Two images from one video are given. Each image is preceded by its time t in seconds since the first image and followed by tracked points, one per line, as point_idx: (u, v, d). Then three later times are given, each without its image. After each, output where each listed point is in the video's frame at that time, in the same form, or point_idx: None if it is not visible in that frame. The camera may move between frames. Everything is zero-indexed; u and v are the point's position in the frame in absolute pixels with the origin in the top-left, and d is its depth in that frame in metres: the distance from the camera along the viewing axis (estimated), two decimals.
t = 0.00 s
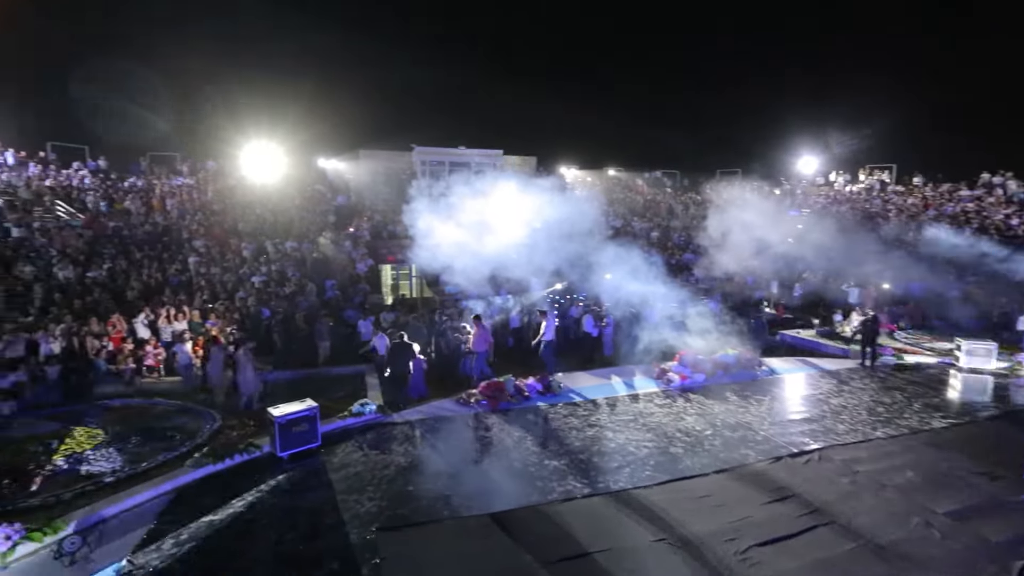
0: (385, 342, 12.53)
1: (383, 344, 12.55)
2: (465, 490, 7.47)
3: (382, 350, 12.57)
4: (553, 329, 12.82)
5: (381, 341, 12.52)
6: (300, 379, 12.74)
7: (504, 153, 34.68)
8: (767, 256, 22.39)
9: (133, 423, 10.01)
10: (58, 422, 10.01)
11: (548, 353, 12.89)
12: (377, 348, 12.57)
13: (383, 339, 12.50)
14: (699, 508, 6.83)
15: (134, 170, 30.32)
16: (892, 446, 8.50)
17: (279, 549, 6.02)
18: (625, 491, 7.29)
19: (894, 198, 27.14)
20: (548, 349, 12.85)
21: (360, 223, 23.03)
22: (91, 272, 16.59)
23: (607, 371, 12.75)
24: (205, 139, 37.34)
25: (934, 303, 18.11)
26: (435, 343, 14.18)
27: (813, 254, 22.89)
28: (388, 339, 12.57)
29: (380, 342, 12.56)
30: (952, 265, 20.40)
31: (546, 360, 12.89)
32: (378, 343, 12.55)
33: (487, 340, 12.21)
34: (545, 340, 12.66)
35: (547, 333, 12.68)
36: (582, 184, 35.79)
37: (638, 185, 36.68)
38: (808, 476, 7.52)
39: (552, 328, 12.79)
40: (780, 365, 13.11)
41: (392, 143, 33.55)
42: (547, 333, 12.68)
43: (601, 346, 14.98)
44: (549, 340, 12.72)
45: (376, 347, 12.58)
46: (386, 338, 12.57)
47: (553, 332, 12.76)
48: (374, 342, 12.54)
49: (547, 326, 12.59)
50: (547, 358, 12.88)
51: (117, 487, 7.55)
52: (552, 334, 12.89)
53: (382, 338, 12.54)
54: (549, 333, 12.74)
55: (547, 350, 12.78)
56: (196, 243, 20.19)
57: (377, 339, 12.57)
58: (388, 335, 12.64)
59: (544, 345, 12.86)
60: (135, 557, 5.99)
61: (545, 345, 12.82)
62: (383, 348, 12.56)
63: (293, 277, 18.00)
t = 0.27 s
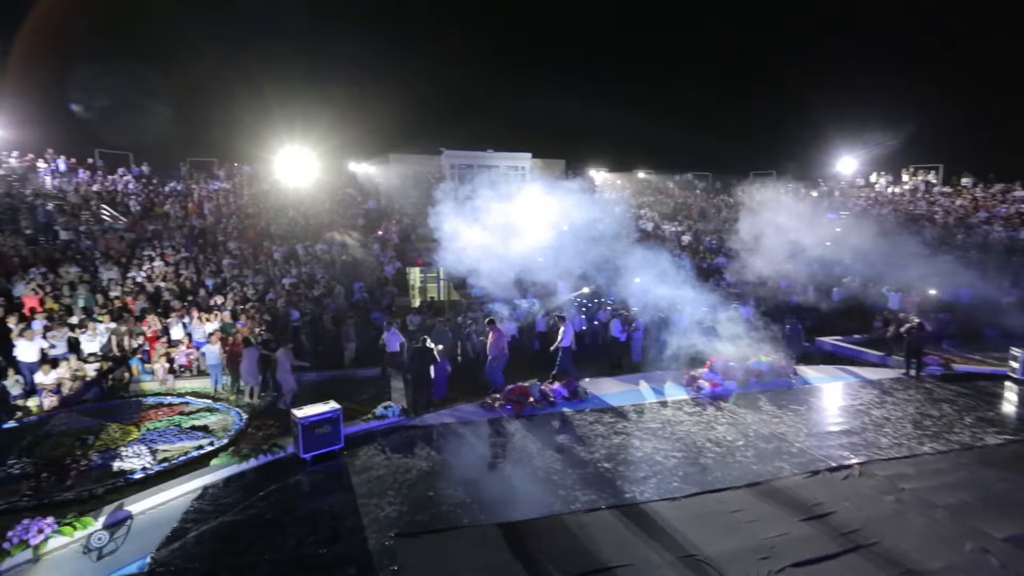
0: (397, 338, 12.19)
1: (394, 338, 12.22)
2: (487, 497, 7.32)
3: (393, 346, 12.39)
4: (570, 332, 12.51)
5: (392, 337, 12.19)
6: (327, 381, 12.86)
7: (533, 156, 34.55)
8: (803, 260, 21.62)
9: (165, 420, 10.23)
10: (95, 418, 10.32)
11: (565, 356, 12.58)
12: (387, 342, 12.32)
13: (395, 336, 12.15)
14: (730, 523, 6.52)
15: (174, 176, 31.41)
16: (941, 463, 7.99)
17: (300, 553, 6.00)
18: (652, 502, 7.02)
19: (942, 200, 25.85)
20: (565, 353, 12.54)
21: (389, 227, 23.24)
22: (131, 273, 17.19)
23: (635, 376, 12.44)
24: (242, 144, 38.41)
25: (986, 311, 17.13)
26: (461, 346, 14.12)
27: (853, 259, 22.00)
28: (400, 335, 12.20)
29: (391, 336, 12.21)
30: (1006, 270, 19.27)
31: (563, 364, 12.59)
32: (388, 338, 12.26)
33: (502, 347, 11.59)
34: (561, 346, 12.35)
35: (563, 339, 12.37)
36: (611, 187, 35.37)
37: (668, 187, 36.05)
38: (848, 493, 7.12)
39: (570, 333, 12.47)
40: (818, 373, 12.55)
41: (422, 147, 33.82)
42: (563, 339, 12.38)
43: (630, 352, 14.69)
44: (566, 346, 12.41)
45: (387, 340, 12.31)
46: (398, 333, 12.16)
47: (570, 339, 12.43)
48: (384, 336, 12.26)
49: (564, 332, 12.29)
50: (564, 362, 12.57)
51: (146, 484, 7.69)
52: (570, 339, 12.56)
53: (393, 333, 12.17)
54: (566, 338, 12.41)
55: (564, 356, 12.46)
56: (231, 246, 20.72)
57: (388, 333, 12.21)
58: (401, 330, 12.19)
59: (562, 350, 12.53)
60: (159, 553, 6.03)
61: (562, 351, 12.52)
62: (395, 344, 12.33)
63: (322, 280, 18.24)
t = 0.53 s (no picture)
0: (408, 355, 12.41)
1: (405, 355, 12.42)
2: (512, 507, 7.12)
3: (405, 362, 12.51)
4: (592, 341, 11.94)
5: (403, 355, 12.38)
6: (357, 385, 12.95)
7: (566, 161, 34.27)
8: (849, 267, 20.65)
9: (199, 421, 10.45)
10: (133, 417, 10.63)
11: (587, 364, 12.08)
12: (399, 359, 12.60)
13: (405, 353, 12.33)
14: (770, 546, 6.13)
15: (219, 183, 32.55)
16: (1007, 488, 7.35)
17: (321, 559, 5.94)
18: (684, 521, 6.68)
19: (1003, 203, 24.25)
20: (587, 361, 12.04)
21: (421, 232, 23.40)
22: (174, 277, 17.82)
23: (670, 386, 12.01)
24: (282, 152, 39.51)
25: None
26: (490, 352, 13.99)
27: (905, 265, 20.88)
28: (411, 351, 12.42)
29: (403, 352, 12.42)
30: None
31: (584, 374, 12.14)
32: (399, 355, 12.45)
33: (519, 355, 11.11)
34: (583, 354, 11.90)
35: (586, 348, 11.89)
36: (646, 192, 34.76)
37: (705, 192, 35.17)
38: (901, 518, 6.62)
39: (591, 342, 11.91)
40: (867, 387, 11.84)
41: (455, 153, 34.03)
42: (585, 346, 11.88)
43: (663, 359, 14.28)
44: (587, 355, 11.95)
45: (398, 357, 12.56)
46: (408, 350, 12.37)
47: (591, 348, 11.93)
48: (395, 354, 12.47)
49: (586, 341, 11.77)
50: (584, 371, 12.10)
51: (177, 483, 7.82)
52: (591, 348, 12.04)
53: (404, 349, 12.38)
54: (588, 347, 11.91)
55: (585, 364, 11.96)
56: (269, 251, 21.24)
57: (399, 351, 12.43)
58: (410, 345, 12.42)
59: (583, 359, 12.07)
60: (184, 553, 6.02)
61: (584, 360, 12.05)
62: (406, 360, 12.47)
63: (354, 284, 18.45)
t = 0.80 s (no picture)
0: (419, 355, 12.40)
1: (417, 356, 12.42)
2: (534, 516, 6.92)
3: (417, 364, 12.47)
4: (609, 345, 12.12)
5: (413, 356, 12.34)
6: (383, 388, 12.98)
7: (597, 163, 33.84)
8: (893, 272, 19.63)
9: (228, 420, 10.62)
10: (166, 415, 10.88)
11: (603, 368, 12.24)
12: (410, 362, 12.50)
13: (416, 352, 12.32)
14: (808, 568, 5.76)
15: (256, 188, 33.46)
16: None
17: (339, 564, 5.89)
18: (716, 537, 6.34)
19: None
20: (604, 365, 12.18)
21: (450, 235, 23.46)
22: (210, 278, 18.31)
23: (702, 394, 11.61)
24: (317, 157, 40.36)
25: None
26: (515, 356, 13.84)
27: (954, 270, 19.71)
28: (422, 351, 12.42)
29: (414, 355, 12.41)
30: None
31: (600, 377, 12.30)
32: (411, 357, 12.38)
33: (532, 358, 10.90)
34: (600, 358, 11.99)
35: (603, 351, 12.00)
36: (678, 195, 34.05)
37: (741, 195, 34.23)
38: (952, 543, 6.14)
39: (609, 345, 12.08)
40: (915, 399, 11.16)
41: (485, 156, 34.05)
42: (603, 349, 11.96)
43: (695, 366, 13.83)
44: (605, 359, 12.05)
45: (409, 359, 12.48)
46: (419, 351, 12.36)
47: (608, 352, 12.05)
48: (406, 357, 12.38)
49: (603, 344, 11.88)
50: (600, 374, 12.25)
51: (203, 482, 7.93)
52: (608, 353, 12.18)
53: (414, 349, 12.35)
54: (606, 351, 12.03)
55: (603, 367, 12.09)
56: (301, 254, 21.65)
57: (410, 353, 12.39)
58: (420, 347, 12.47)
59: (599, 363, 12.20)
60: (205, 553, 6.04)
61: (600, 364, 12.15)
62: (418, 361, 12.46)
63: (383, 287, 18.57)
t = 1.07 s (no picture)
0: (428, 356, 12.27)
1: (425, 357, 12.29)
2: (552, 523, 6.74)
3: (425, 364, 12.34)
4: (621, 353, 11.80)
5: (422, 355, 12.22)
6: (404, 389, 12.97)
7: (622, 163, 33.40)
8: (934, 273, 18.74)
9: (251, 419, 10.73)
10: (191, 413, 11.06)
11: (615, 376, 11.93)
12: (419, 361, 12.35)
13: (426, 353, 12.19)
14: None
15: (284, 190, 34.10)
16: None
17: (353, 567, 5.83)
18: (742, 552, 6.07)
19: None
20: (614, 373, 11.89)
21: (473, 236, 23.42)
22: (237, 278, 18.66)
23: (729, 400, 11.25)
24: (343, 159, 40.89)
25: None
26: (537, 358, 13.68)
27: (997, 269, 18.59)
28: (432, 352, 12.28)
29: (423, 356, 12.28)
30: None
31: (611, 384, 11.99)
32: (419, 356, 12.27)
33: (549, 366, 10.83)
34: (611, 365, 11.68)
35: (614, 359, 11.68)
36: (705, 194, 33.41)
37: (771, 194, 33.37)
38: (1000, 566, 5.74)
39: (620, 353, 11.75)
40: (957, 408, 10.60)
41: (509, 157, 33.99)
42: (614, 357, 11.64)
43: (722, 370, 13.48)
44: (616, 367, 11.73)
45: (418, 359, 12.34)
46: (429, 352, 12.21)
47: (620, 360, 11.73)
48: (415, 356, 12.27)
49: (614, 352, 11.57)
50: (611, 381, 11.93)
51: (224, 480, 7.99)
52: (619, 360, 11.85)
53: (423, 350, 12.21)
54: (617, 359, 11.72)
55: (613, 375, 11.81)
56: (326, 255, 21.90)
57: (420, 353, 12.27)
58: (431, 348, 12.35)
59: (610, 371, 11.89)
60: (222, 553, 6.04)
61: (610, 373, 11.84)
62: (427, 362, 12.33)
63: (406, 288, 18.60)
